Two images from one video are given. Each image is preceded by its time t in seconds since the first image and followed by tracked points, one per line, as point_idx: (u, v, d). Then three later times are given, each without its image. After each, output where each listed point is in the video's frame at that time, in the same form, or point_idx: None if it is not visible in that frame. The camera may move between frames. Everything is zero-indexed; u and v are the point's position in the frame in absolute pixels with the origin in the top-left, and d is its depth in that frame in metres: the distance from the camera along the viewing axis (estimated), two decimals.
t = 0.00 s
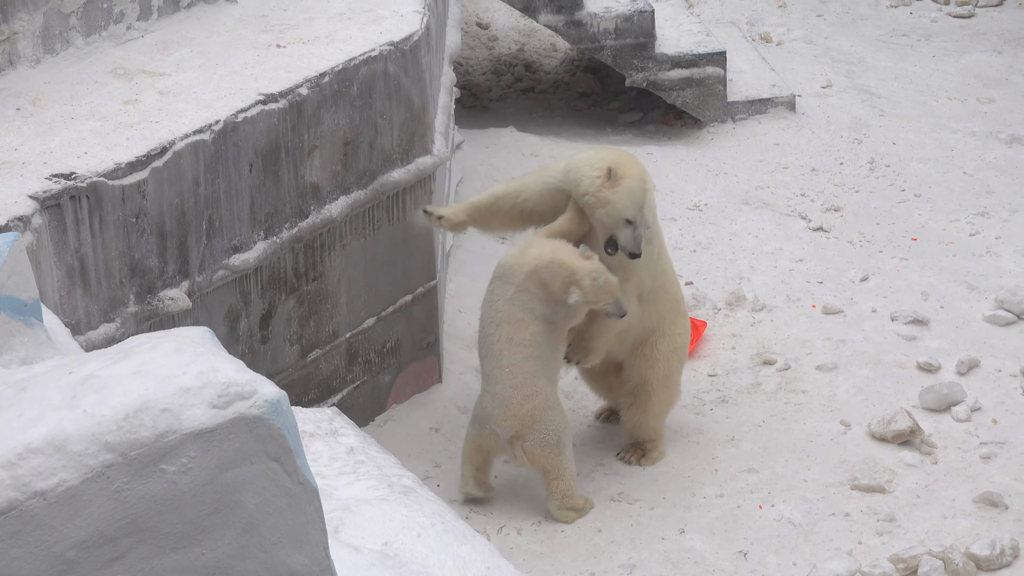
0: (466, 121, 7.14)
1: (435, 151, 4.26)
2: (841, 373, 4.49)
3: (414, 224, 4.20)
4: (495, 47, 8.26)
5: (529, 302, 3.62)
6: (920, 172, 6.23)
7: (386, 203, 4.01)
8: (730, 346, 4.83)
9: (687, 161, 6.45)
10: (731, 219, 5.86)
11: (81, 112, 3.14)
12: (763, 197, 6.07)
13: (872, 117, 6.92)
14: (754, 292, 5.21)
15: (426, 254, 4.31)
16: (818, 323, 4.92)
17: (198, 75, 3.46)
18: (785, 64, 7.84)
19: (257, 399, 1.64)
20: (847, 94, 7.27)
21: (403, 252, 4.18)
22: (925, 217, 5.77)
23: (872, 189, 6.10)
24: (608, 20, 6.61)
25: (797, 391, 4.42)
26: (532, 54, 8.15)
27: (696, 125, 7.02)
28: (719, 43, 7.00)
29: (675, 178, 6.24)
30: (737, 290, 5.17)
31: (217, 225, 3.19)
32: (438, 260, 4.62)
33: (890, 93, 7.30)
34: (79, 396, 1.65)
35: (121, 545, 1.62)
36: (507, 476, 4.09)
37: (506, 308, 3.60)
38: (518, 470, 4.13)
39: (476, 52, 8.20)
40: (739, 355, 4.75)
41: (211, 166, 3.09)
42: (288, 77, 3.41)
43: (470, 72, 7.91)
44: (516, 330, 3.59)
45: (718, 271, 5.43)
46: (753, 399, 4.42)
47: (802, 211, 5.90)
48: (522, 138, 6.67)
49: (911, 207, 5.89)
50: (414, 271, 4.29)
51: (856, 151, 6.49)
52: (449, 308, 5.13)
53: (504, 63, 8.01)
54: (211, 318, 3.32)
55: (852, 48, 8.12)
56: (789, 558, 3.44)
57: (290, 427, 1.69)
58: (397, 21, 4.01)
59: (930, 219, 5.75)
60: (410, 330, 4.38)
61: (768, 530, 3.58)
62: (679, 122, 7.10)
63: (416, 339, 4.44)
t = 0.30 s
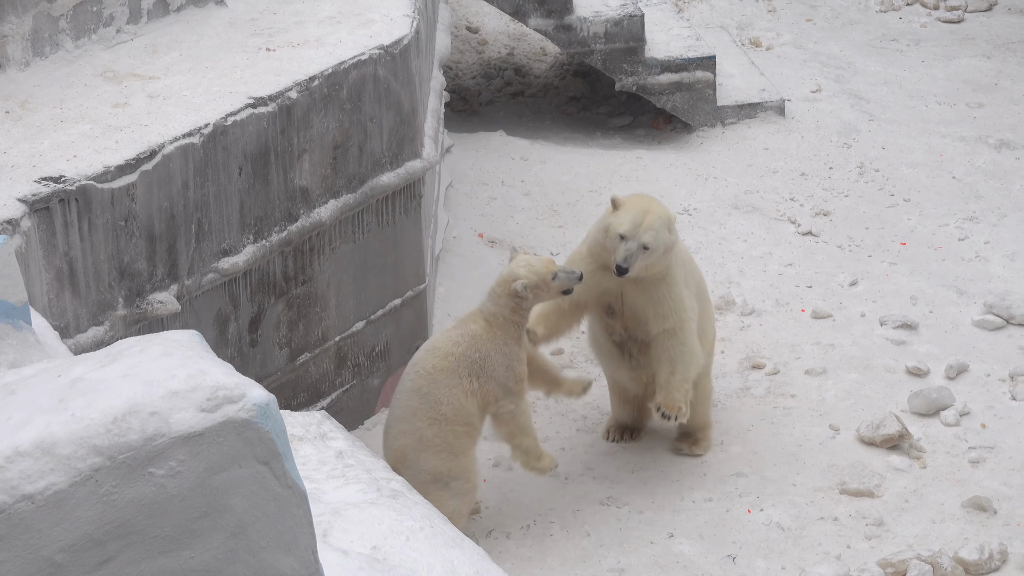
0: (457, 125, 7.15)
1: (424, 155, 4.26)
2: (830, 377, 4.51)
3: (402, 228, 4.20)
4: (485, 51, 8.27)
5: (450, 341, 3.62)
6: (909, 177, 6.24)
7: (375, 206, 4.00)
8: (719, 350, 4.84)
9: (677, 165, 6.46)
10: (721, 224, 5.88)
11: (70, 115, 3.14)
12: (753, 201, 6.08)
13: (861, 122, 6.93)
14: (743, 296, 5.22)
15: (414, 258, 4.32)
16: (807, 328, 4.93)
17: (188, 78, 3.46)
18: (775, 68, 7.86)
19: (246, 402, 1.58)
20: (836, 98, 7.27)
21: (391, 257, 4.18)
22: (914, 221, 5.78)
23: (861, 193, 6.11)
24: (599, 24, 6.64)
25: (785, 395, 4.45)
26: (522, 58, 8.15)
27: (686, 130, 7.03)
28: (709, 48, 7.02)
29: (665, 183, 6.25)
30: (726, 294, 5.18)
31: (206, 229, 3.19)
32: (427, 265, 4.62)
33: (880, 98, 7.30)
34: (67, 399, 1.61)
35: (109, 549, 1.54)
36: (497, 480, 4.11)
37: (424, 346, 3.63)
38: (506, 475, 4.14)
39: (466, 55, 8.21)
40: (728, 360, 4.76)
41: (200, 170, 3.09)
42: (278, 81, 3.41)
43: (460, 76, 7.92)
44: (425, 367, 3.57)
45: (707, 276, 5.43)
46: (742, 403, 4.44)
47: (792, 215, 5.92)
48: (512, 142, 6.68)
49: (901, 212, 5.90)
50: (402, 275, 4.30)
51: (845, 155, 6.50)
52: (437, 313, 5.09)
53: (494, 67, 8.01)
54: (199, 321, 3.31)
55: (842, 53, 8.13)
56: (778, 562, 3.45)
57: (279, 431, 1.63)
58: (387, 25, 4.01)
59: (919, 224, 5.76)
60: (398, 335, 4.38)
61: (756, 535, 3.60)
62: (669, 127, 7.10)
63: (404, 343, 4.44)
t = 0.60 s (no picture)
0: (450, 126, 7.16)
1: (416, 155, 4.26)
2: (821, 379, 4.54)
3: (394, 228, 4.20)
4: (476, 52, 8.26)
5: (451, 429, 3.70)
6: (901, 178, 6.24)
7: (367, 207, 4.00)
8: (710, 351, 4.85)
9: (668, 166, 6.49)
10: (712, 225, 5.91)
11: (62, 115, 3.13)
12: (744, 203, 6.10)
13: (853, 123, 6.94)
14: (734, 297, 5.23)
15: (406, 258, 4.32)
16: (798, 329, 4.94)
17: (180, 78, 3.46)
18: (767, 69, 7.86)
19: (237, 403, 1.53)
20: (828, 99, 7.28)
21: (383, 257, 4.19)
22: (906, 222, 5.79)
23: (853, 194, 6.11)
24: (590, 25, 6.63)
25: (776, 397, 4.47)
26: (514, 59, 8.15)
27: (678, 130, 7.04)
28: (701, 49, 7.03)
29: (657, 184, 6.27)
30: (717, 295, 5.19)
31: (199, 229, 3.19)
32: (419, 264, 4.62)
33: (871, 99, 7.31)
34: (58, 400, 1.55)
35: (100, 549, 1.48)
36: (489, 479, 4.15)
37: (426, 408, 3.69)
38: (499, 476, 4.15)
39: (458, 56, 8.21)
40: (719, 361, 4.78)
41: (192, 170, 3.09)
42: (270, 81, 3.41)
43: (452, 76, 7.93)
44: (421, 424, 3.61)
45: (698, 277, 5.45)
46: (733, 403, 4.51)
47: (783, 216, 5.93)
48: (505, 142, 6.69)
49: (892, 213, 5.91)
50: (394, 275, 4.30)
51: (837, 156, 6.51)
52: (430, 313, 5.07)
53: (486, 68, 8.02)
54: (191, 321, 3.31)
55: (834, 53, 8.13)
56: (769, 563, 3.51)
57: (271, 431, 1.58)
58: (379, 25, 4.01)
59: (911, 225, 5.77)
60: (390, 335, 4.38)
61: (747, 535, 3.66)
62: (661, 127, 7.11)
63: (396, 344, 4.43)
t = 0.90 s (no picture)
0: (445, 127, 7.16)
1: (410, 157, 4.26)
2: (815, 380, 4.55)
3: (388, 229, 4.20)
4: (470, 53, 8.26)
5: (446, 436, 3.66)
6: (894, 179, 6.25)
7: (361, 208, 4.00)
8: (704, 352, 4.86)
9: (662, 168, 6.49)
10: (706, 226, 5.92)
11: (56, 117, 3.13)
12: (738, 204, 6.10)
13: (847, 124, 6.94)
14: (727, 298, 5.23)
15: (400, 260, 4.32)
16: (791, 330, 4.95)
17: (174, 80, 3.46)
18: (761, 71, 7.86)
19: (231, 405, 1.52)
20: (822, 101, 7.28)
21: (377, 258, 4.19)
22: (900, 224, 5.79)
23: (846, 196, 6.11)
24: (584, 26, 6.64)
25: (770, 398, 4.47)
26: (507, 60, 8.15)
27: (672, 132, 7.04)
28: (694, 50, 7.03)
29: (651, 186, 6.28)
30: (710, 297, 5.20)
31: (193, 231, 3.19)
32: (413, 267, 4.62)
33: (865, 101, 7.31)
34: (50, 402, 1.54)
35: (94, 552, 1.47)
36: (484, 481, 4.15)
37: (424, 416, 3.65)
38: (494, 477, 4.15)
39: (452, 58, 8.21)
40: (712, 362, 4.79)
41: (186, 171, 3.09)
42: (263, 83, 3.41)
43: (445, 77, 7.93)
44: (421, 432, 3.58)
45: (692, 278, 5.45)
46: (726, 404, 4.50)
47: (777, 217, 5.93)
48: (499, 144, 6.69)
49: (886, 214, 5.91)
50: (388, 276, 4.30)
51: (831, 157, 6.52)
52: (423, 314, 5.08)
53: (480, 69, 8.02)
54: (185, 323, 3.31)
55: (827, 55, 8.14)
56: (763, 565, 3.51)
57: (265, 433, 1.57)
58: (373, 26, 4.01)
59: (904, 226, 5.77)
60: (384, 337, 4.37)
61: (742, 536, 3.67)
62: (654, 129, 7.12)
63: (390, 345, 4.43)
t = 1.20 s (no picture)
0: (440, 130, 7.17)
1: (405, 160, 4.25)
2: (811, 383, 4.55)
3: (383, 232, 4.20)
4: (465, 56, 8.27)
5: (460, 436, 3.64)
6: (889, 181, 6.25)
7: (356, 211, 4.00)
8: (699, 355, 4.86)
9: (657, 170, 6.49)
10: (701, 229, 5.92)
11: (50, 120, 3.13)
12: (733, 206, 6.11)
13: (842, 126, 6.94)
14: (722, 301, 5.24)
15: (395, 263, 4.32)
16: (786, 333, 4.95)
17: (168, 83, 3.46)
18: (756, 73, 7.86)
19: (226, 408, 1.52)
20: (816, 103, 7.28)
21: (372, 261, 4.18)
22: (894, 226, 5.79)
23: (842, 198, 6.11)
24: (578, 29, 6.64)
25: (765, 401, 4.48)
26: (502, 63, 8.16)
27: (667, 134, 7.05)
28: (689, 52, 7.03)
29: (646, 188, 6.28)
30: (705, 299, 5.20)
31: (188, 234, 3.19)
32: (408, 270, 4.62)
33: (859, 103, 7.32)
34: (46, 405, 1.54)
35: (90, 555, 1.47)
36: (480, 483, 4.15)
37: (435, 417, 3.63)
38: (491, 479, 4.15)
39: (446, 61, 8.22)
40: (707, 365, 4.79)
41: (181, 174, 3.09)
42: (258, 86, 3.41)
43: (440, 80, 7.94)
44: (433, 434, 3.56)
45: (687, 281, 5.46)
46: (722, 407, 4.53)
47: (772, 220, 5.93)
48: (495, 146, 6.69)
49: (881, 216, 5.91)
50: (383, 279, 4.30)
51: (826, 159, 6.52)
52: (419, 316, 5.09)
53: (476, 72, 8.03)
54: (181, 326, 3.31)
55: (822, 57, 8.14)
56: (759, 566, 3.52)
57: (260, 437, 1.57)
58: (367, 29, 4.01)
59: (899, 228, 5.77)
60: (380, 340, 4.37)
61: (738, 538, 3.67)
62: (650, 132, 7.12)
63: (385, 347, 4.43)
